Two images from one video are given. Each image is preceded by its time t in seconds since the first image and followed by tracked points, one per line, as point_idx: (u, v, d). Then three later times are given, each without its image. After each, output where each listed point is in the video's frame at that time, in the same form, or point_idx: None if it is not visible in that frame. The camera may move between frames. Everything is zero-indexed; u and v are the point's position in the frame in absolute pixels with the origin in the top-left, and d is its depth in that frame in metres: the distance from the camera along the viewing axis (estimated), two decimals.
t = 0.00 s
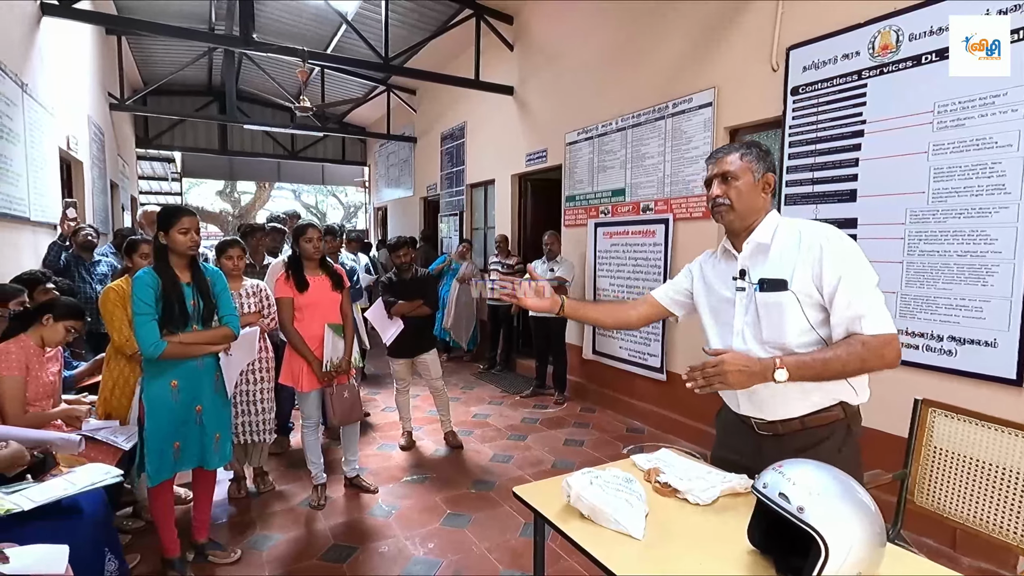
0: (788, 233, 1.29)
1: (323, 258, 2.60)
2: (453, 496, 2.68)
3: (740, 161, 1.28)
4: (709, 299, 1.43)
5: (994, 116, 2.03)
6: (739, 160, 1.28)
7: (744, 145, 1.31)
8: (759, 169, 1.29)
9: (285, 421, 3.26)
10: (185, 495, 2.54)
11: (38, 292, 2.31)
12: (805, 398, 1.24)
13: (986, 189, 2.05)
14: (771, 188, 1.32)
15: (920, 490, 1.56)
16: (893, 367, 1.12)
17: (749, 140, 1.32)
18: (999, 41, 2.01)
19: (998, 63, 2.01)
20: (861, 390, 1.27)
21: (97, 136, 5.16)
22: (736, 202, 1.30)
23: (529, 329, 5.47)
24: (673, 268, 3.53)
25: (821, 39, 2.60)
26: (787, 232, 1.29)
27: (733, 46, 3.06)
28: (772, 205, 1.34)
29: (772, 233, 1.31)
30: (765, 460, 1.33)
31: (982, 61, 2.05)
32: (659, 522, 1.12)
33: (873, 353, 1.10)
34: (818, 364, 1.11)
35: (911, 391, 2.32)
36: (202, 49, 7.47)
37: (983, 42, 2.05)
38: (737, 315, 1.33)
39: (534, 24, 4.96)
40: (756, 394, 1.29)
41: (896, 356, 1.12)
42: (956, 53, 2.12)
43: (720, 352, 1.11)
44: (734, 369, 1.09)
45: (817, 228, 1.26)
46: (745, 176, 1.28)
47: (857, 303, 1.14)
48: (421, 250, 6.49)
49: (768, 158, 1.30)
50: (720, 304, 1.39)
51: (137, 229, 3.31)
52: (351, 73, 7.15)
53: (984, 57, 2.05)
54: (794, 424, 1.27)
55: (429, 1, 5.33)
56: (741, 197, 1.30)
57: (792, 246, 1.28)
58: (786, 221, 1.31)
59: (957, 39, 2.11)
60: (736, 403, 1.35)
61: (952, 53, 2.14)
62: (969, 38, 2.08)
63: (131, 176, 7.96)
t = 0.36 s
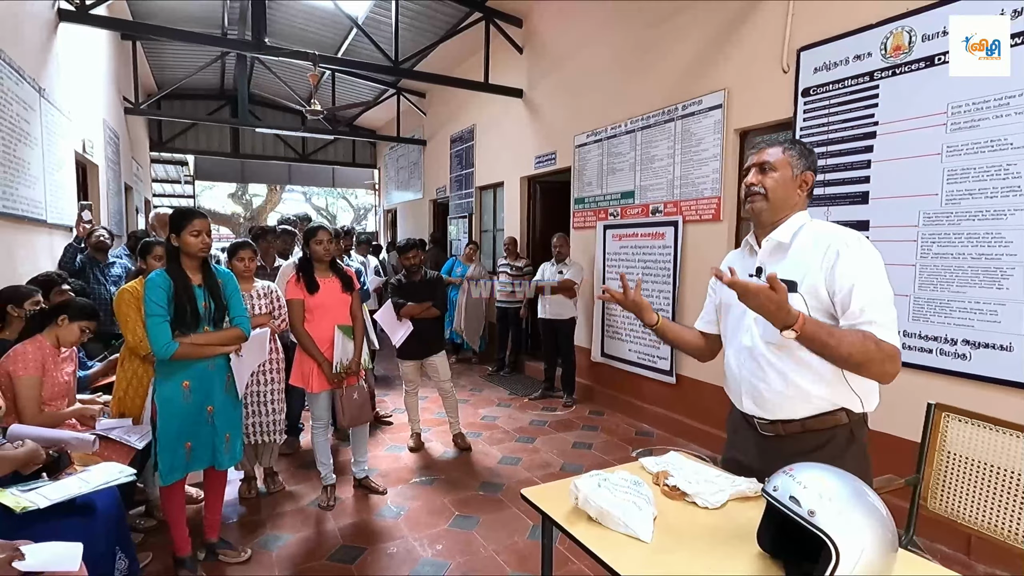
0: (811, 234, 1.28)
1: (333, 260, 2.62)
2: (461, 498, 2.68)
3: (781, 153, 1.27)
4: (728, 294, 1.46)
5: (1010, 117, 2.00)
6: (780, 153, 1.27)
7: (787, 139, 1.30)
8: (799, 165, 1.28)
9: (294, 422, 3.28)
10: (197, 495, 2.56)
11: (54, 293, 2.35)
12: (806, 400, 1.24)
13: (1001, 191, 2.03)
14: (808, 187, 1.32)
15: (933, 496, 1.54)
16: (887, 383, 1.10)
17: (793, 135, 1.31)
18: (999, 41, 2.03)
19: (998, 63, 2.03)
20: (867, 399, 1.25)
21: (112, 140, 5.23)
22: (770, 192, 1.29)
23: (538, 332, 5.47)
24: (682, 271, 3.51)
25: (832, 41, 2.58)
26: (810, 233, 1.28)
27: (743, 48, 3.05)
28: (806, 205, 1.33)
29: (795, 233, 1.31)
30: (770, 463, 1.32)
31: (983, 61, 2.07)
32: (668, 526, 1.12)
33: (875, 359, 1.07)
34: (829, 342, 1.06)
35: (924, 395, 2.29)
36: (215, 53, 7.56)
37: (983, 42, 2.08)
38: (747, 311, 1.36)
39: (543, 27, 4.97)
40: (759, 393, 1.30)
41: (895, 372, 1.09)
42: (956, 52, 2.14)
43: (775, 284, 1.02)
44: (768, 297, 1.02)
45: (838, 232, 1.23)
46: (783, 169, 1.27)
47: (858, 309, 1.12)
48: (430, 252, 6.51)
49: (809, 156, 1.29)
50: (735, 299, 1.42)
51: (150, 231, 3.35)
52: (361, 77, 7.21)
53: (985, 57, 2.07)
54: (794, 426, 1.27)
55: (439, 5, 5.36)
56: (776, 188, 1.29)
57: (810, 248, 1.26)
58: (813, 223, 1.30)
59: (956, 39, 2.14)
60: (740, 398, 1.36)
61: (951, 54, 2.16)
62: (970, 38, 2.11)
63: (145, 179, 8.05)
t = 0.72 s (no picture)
0: (816, 245, 1.29)
1: (323, 268, 2.61)
2: (452, 506, 2.67)
3: (783, 165, 1.28)
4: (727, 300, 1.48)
5: (987, 129, 2.06)
6: (782, 165, 1.28)
7: (790, 149, 1.31)
8: (802, 177, 1.28)
9: (282, 431, 3.25)
10: (183, 506, 2.53)
11: (38, 302, 2.31)
12: (798, 407, 1.26)
13: (978, 201, 2.09)
14: (812, 197, 1.32)
15: (916, 500, 1.57)
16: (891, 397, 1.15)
17: (796, 145, 1.31)
18: (999, 41, 2.07)
19: (998, 63, 2.06)
20: (859, 410, 1.27)
21: (97, 146, 5.17)
22: (773, 207, 1.30)
23: (527, 339, 5.48)
24: (671, 278, 3.55)
25: (815, 54, 2.65)
26: (814, 245, 1.30)
27: (730, 60, 3.11)
28: (810, 215, 1.34)
29: (799, 244, 1.32)
30: (758, 469, 1.34)
31: (982, 61, 2.10)
32: (658, 532, 1.13)
33: (874, 373, 1.12)
34: (828, 356, 1.14)
35: (906, 401, 2.34)
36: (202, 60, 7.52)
37: (983, 42, 2.11)
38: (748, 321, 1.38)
39: (533, 37, 5.02)
40: (752, 400, 1.33)
41: (896, 386, 1.14)
42: (956, 51, 2.15)
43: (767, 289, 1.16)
44: (754, 310, 1.15)
45: (844, 246, 1.25)
46: (786, 182, 1.28)
47: (863, 327, 1.16)
48: (419, 260, 6.50)
49: (812, 166, 1.30)
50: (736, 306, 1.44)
51: (137, 239, 3.32)
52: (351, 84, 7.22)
53: (984, 57, 2.10)
54: (786, 433, 1.28)
55: (429, 14, 5.39)
56: (779, 203, 1.30)
57: (813, 261, 1.28)
58: (817, 234, 1.31)
59: (957, 39, 2.15)
60: (732, 404, 1.39)
61: (951, 53, 2.17)
62: (969, 38, 2.13)
63: (129, 186, 7.95)
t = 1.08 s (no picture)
0: (808, 246, 1.32)
1: (308, 265, 2.60)
2: (438, 503, 2.68)
3: (773, 167, 1.31)
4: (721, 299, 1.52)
5: (958, 131, 2.13)
6: (772, 167, 1.31)
7: (778, 150, 1.33)
8: (792, 178, 1.32)
9: (266, 430, 3.22)
10: (165, 506, 2.50)
11: (13, 300, 2.26)
12: (787, 404, 1.29)
13: (950, 200, 2.16)
14: (801, 198, 1.36)
15: (891, 489, 1.63)
16: (875, 393, 1.19)
17: (785, 146, 1.34)
18: (1000, 41, 2.04)
19: (998, 63, 2.04)
20: (846, 407, 1.31)
21: (71, 141, 5.05)
22: (766, 210, 1.34)
23: (512, 336, 5.50)
24: (654, 276, 3.59)
25: (793, 56, 2.71)
26: (805, 244, 1.33)
27: (712, 60, 3.16)
28: (800, 215, 1.37)
29: (792, 244, 1.35)
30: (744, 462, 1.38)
31: (982, 61, 2.07)
32: (645, 523, 1.16)
33: (858, 371, 1.16)
34: (811, 357, 1.17)
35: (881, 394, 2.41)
36: (180, 53, 7.38)
37: (983, 42, 2.07)
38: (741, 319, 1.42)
39: (517, 35, 5.03)
40: (742, 396, 1.36)
41: (882, 383, 1.18)
42: (956, 51, 2.12)
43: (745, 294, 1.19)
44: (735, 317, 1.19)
45: (835, 247, 1.28)
46: (777, 183, 1.31)
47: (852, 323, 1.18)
48: (403, 257, 6.46)
49: (801, 167, 1.33)
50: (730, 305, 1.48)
51: (115, 236, 3.26)
52: (333, 80, 7.14)
53: (984, 57, 2.06)
54: (775, 427, 1.32)
55: (413, 10, 5.36)
56: (772, 205, 1.33)
57: (804, 261, 1.31)
58: (808, 233, 1.34)
59: (957, 39, 2.12)
60: (723, 401, 1.43)
61: (951, 53, 2.14)
62: (970, 38, 2.09)
63: (104, 181, 7.77)
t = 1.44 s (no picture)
0: (806, 227, 1.33)
1: (293, 250, 2.58)
2: (426, 485, 2.71)
3: (775, 151, 1.32)
4: (719, 279, 1.53)
5: (935, 118, 2.19)
6: (774, 150, 1.32)
7: (780, 134, 1.34)
8: (794, 162, 1.33)
9: (252, 416, 3.21)
10: (153, 492, 2.49)
11: None
12: (782, 378, 1.32)
13: (926, 186, 2.22)
14: (803, 181, 1.37)
15: (865, 464, 1.70)
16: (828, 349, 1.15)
17: (786, 130, 1.35)
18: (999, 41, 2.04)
19: (998, 63, 2.04)
20: (838, 384, 1.35)
21: (44, 123, 4.91)
22: (769, 192, 1.35)
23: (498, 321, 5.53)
24: (638, 261, 3.63)
25: (777, 42, 2.74)
26: (803, 225, 1.34)
27: (697, 46, 3.17)
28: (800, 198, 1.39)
29: (791, 225, 1.36)
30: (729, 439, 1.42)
31: (982, 61, 2.06)
32: (632, 497, 1.20)
33: (807, 326, 1.13)
34: (752, 324, 1.14)
35: (857, 374, 2.49)
36: (155, 34, 7.18)
37: (983, 42, 2.06)
38: (738, 297, 1.44)
39: (502, 18, 4.98)
40: (738, 372, 1.39)
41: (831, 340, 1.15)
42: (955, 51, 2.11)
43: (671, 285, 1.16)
44: (669, 306, 1.13)
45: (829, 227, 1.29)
46: (780, 167, 1.33)
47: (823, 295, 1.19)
48: (387, 242, 6.40)
49: (803, 150, 1.34)
50: (726, 285, 1.50)
51: (93, 220, 3.20)
52: (315, 63, 7.01)
53: (984, 57, 2.06)
54: (769, 405, 1.36)
55: None
56: (774, 187, 1.35)
57: (800, 241, 1.33)
58: (808, 216, 1.35)
59: (956, 39, 2.10)
60: (718, 376, 1.45)
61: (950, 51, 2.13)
62: (969, 38, 2.08)
63: (79, 166, 7.57)
